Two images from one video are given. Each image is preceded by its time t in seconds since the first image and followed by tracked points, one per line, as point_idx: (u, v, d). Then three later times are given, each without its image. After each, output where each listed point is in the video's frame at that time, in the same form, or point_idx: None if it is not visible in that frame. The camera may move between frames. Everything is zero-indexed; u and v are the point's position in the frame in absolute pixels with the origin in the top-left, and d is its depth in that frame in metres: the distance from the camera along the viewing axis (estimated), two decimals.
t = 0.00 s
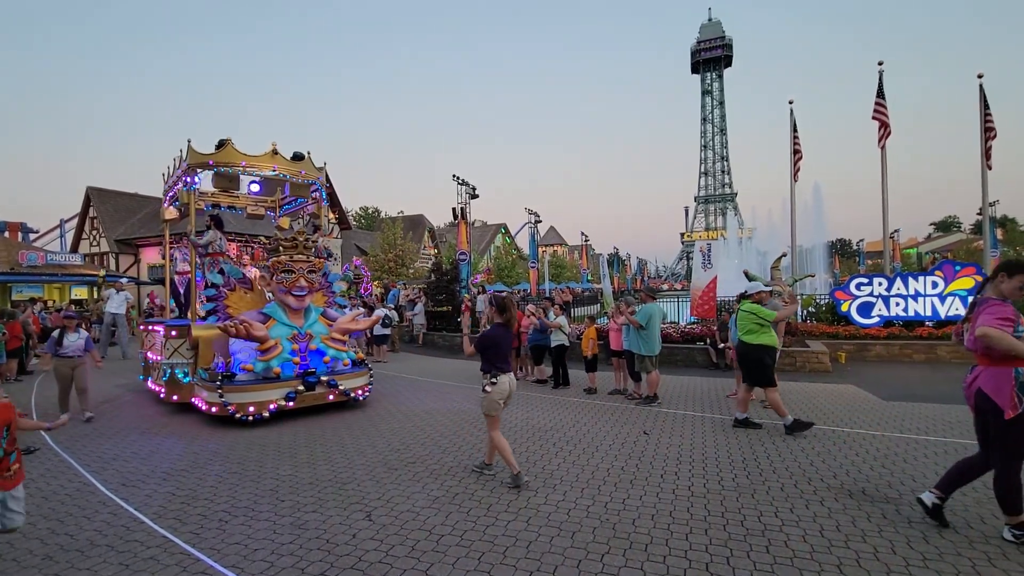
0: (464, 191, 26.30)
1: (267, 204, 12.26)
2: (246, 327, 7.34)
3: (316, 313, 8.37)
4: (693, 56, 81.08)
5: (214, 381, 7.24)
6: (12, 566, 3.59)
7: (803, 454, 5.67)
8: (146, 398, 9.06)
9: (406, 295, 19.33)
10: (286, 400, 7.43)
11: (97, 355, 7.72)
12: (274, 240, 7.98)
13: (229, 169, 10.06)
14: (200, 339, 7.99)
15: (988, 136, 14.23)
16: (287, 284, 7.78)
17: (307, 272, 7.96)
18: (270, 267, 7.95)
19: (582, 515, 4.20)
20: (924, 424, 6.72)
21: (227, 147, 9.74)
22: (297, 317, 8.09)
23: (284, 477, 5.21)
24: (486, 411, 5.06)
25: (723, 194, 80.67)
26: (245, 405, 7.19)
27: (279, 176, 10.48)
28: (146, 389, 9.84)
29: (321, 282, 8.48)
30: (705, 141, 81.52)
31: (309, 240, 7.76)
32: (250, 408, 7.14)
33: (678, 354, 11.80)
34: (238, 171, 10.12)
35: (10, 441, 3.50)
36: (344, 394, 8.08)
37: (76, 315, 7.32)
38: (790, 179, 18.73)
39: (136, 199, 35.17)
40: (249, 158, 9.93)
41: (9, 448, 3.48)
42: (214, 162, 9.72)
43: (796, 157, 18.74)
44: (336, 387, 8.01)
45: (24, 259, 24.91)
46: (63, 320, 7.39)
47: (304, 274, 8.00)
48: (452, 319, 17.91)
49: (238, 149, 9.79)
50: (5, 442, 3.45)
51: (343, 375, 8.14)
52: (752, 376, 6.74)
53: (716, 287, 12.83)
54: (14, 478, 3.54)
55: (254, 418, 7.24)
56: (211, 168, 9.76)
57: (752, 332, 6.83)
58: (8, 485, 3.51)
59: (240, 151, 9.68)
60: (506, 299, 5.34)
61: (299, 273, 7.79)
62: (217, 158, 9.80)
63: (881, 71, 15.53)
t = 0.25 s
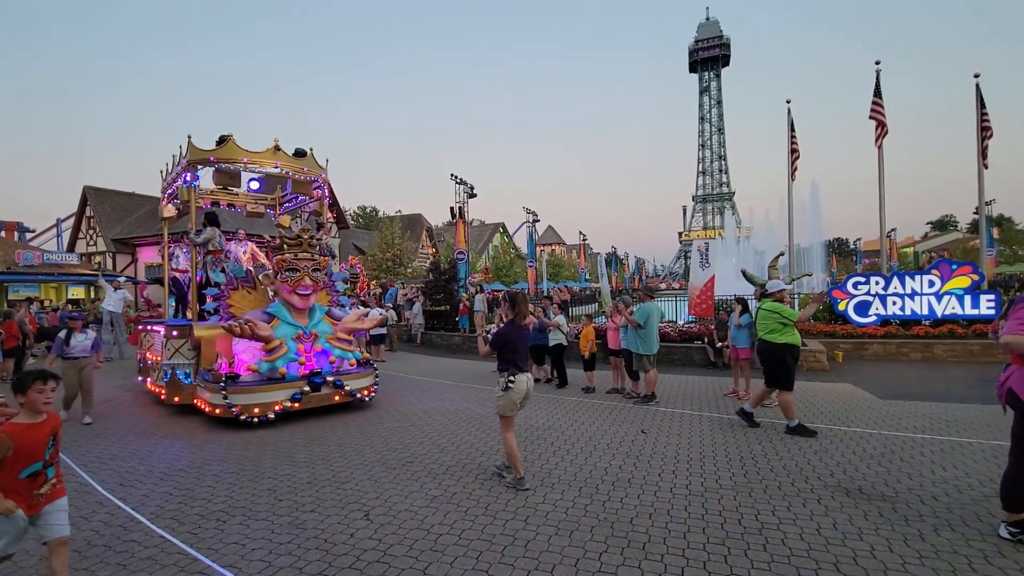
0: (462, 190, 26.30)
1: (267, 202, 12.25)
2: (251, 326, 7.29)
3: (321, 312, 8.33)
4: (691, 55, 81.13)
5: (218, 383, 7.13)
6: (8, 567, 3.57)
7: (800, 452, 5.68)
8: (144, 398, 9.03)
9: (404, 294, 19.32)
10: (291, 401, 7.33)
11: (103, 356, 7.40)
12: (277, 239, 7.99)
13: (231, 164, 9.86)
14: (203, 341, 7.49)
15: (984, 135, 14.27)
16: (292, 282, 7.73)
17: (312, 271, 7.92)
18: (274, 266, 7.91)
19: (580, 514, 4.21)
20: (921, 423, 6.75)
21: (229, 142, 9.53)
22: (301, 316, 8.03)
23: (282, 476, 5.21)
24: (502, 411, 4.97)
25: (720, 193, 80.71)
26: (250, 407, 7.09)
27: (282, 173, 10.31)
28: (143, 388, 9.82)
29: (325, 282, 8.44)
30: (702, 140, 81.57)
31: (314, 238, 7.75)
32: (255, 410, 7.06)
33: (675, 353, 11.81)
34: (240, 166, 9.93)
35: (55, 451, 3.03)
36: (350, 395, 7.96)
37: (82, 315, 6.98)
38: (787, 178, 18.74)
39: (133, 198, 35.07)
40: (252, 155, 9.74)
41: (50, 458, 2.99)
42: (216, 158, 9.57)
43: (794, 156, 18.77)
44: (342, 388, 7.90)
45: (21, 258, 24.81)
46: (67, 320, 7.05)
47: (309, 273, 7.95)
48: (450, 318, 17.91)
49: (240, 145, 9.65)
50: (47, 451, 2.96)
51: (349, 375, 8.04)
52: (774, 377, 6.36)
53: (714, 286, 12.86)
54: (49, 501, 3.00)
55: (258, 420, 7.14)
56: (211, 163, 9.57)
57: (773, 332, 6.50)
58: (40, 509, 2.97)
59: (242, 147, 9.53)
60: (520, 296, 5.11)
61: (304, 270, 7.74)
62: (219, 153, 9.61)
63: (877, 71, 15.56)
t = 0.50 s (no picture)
0: (460, 190, 26.32)
1: (267, 201, 12.30)
2: (256, 327, 7.04)
3: (326, 312, 8.13)
4: (689, 54, 81.25)
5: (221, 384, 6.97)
6: (4, 568, 3.56)
7: (798, 451, 5.69)
8: (142, 399, 9.00)
9: (402, 294, 19.34)
10: (296, 402, 7.20)
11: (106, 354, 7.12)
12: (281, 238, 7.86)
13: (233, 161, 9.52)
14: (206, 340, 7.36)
15: (981, 134, 14.31)
16: (296, 282, 7.57)
17: (317, 269, 7.76)
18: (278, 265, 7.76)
19: (577, 513, 4.21)
20: (918, 421, 6.77)
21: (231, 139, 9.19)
22: (306, 316, 7.83)
23: (279, 476, 5.19)
24: (515, 411, 4.64)
25: (718, 192, 80.82)
26: (254, 408, 6.96)
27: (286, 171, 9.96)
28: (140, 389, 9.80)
29: (331, 281, 8.23)
30: (700, 139, 81.68)
31: (319, 237, 7.62)
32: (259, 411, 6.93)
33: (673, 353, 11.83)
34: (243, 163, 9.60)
35: (106, 462, 2.89)
36: (356, 395, 7.82)
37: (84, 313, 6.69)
38: (784, 177, 18.77)
39: (130, 198, 34.96)
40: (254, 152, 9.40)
41: (101, 469, 2.86)
42: (217, 154, 9.20)
43: (791, 155, 18.80)
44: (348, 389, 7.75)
45: (17, 259, 24.70)
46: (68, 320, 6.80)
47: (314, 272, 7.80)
48: (448, 318, 17.92)
49: (242, 142, 9.29)
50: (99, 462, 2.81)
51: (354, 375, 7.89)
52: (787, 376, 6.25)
53: (711, 285, 12.89)
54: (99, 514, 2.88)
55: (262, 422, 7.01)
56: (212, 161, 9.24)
57: (788, 330, 6.38)
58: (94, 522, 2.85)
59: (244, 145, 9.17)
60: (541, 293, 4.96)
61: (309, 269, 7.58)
62: (220, 150, 9.28)
63: (874, 70, 15.61)
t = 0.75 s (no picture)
0: (459, 189, 26.32)
1: (268, 200, 12.31)
2: (262, 327, 6.96)
3: (331, 312, 8.06)
4: (687, 54, 81.30)
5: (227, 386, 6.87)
6: (2, 569, 3.55)
7: (796, 449, 5.70)
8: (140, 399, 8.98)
9: (401, 293, 19.33)
10: (303, 404, 7.11)
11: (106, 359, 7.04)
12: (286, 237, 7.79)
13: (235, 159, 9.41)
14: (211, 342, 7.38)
15: (978, 133, 14.34)
16: (302, 281, 7.50)
17: (322, 268, 7.70)
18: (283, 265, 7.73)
19: (576, 513, 4.21)
20: (916, 419, 6.78)
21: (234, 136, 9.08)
22: (312, 316, 7.74)
23: (278, 477, 5.19)
24: (543, 417, 4.56)
25: (716, 191, 80.86)
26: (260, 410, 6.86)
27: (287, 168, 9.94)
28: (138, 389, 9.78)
29: (336, 281, 8.16)
30: (698, 139, 81.73)
31: (324, 235, 7.61)
32: (265, 413, 6.85)
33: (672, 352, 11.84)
34: (245, 161, 9.52)
35: (172, 482, 2.80)
36: (363, 397, 7.72)
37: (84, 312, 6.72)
38: (783, 176, 18.80)
39: (128, 198, 34.82)
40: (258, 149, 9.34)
41: (169, 492, 2.77)
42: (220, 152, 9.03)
43: (789, 154, 18.82)
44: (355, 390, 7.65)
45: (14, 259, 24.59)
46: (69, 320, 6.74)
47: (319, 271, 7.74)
48: (447, 317, 17.92)
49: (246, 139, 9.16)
50: (166, 482, 2.74)
51: (361, 376, 7.80)
52: (795, 375, 6.35)
53: (710, 284, 12.91)
54: (171, 537, 2.77)
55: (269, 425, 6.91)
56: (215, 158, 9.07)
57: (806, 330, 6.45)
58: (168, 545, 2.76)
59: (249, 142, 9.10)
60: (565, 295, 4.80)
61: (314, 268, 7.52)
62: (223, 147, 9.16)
63: (872, 69, 15.62)
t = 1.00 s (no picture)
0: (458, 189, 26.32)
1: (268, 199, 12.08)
2: (269, 327, 6.82)
3: (338, 312, 7.91)
4: (685, 53, 81.35)
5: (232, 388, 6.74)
6: None
7: (796, 448, 5.71)
8: (139, 400, 8.96)
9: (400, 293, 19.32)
10: (310, 406, 6.97)
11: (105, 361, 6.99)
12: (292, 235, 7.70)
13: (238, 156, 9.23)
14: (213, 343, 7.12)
15: (976, 132, 14.36)
16: (308, 280, 7.38)
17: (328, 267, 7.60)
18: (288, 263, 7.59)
19: (575, 512, 4.20)
20: (915, 418, 6.78)
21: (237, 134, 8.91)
22: (318, 316, 7.62)
23: (277, 477, 5.18)
24: (566, 413, 4.47)
25: (714, 190, 80.89)
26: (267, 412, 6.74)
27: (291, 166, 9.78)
28: (137, 390, 9.76)
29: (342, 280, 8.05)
30: (696, 138, 81.79)
31: (330, 233, 7.52)
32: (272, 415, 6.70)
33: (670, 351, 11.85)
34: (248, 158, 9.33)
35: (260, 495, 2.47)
36: (371, 398, 7.57)
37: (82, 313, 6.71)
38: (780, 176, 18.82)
39: (126, 199, 34.75)
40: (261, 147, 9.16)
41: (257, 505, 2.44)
42: (223, 149, 8.83)
43: (787, 153, 18.84)
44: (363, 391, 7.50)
45: (12, 260, 24.56)
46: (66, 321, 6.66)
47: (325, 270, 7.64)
48: (445, 317, 17.92)
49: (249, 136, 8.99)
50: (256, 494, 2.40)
51: (368, 377, 7.66)
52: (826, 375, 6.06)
53: (709, 283, 12.91)
54: (256, 561, 2.42)
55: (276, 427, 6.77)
56: (218, 156, 8.86)
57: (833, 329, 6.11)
58: (255, 567, 2.42)
59: (253, 139, 8.92)
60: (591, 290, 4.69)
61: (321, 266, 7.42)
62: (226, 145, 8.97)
63: (869, 68, 15.64)
